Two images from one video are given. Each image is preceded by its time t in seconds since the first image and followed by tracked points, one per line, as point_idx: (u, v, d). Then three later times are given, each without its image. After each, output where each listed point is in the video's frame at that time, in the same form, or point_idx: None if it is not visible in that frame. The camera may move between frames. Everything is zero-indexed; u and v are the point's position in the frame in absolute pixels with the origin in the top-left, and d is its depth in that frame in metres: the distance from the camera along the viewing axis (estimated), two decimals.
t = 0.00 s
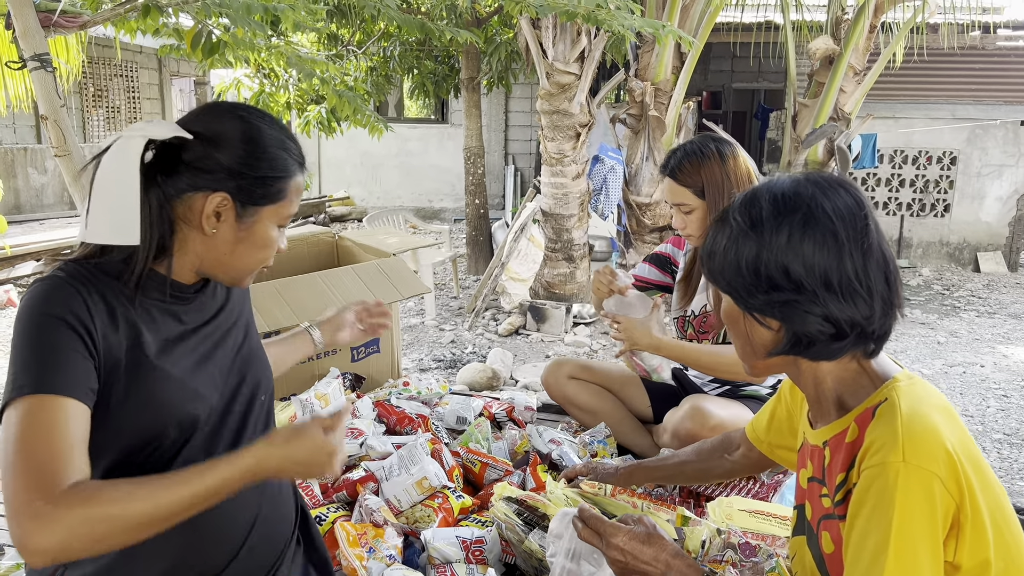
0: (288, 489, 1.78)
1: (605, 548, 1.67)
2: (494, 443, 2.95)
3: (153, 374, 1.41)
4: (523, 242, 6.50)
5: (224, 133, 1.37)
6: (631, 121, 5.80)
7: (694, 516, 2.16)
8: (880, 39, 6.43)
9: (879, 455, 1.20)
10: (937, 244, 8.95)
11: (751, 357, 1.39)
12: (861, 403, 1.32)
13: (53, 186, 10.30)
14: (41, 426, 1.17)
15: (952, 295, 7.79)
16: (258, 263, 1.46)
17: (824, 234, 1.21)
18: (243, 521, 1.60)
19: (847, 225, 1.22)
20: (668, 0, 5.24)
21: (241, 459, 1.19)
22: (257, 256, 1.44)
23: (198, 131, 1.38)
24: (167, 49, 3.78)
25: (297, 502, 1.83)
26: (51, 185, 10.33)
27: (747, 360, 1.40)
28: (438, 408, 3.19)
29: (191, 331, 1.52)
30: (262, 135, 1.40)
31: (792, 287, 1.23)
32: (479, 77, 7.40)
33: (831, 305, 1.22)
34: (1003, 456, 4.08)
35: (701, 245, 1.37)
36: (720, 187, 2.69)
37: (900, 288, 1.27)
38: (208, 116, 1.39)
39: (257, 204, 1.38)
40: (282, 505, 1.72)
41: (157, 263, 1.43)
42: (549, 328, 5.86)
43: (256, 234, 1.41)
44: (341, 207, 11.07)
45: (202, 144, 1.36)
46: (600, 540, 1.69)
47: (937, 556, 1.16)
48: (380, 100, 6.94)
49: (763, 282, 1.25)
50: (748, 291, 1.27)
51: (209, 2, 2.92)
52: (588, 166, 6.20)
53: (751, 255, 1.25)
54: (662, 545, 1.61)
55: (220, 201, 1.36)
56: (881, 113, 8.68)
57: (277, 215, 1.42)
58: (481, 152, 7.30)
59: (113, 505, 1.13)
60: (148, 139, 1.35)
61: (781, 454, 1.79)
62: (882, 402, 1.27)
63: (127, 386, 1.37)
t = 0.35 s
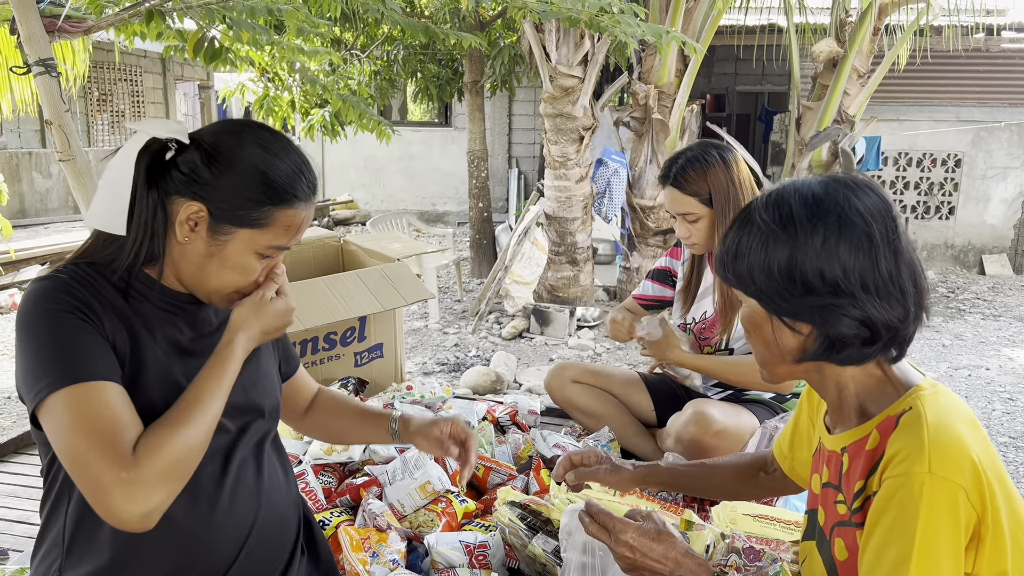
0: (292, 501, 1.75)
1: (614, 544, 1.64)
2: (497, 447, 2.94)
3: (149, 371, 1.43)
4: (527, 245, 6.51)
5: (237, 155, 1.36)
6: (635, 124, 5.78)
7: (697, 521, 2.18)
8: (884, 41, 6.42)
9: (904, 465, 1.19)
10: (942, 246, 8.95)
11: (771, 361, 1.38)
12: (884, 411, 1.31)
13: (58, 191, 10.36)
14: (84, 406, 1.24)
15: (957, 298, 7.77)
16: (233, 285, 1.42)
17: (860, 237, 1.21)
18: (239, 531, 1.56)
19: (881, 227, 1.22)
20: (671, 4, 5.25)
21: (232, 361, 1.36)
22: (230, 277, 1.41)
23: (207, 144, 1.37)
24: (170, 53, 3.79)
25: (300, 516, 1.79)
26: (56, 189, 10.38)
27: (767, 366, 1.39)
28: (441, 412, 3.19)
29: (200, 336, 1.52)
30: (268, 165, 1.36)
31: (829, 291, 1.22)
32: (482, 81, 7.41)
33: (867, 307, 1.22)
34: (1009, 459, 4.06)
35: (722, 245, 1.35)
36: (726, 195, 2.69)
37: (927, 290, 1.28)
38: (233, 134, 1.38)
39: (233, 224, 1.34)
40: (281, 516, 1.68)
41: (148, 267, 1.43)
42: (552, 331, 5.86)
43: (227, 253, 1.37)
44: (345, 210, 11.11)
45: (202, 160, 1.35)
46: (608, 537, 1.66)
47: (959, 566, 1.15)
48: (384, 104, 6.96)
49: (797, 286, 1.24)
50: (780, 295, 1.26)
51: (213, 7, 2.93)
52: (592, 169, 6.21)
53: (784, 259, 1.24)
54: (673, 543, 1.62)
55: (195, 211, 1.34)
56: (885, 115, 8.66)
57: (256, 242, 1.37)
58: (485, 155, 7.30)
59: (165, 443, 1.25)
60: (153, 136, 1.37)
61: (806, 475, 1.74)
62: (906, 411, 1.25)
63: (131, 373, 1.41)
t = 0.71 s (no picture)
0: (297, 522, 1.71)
1: (617, 545, 1.65)
2: (499, 451, 2.93)
3: (150, 379, 1.41)
4: (528, 248, 6.50)
5: (253, 165, 1.35)
6: (636, 127, 5.78)
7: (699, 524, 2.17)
8: (885, 43, 6.41)
9: (913, 470, 1.19)
10: (943, 248, 8.95)
11: (772, 366, 1.38)
12: (889, 416, 1.31)
13: (59, 196, 10.35)
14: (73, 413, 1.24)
15: (959, 299, 7.76)
16: (242, 294, 1.40)
17: (861, 243, 1.20)
18: (240, 544, 1.54)
19: (883, 233, 1.21)
20: (671, 7, 5.26)
21: (228, 383, 1.32)
22: (239, 287, 1.40)
23: (224, 152, 1.37)
24: (171, 58, 3.80)
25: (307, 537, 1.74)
26: (58, 194, 10.38)
27: (769, 370, 1.39)
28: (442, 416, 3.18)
29: (206, 346, 1.52)
30: (284, 177, 1.36)
31: (829, 298, 1.22)
32: (484, 84, 7.41)
33: (868, 315, 1.21)
34: (1011, 462, 4.06)
35: (723, 249, 1.35)
36: (726, 202, 2.69)
37: (932, 296, 1.27)
38: (254, 143, 1.38)
39: (244, 234, 1.34)
40: (284, 531, 1.65)
41: (160, 272, 1.43)
42: (554, 334, 5.85)
43: (236, 262, 1.37)
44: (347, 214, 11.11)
45: (217, 169, 1.35)
46: (610, 538, 1.66)
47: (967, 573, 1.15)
48: (386, 107, 6.97)
49: (797, 293, 1.23)
50: (780, 301, 1.26)
51: (215, 12, 2.94)
52: (593, 171, 6.20)
53: (785, 266, 1.24)
54: (676, 544, 1.61)
55: (206, 218, 1.34)
56: (886, 117, 8.65)
57: (266, 252, 1.37)
58: (486, 158, 7.30)
59: (153, 460, 1.23)
60: (173, 142, 1.39)
61: (797, 477, 1.74)
62: (914, 416, 1.26)
63: (135, 382, 1.40)
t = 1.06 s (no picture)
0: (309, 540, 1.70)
1: (619, 542, 1.65)
2: (499, 453, 2.93)
3: (177, 397, 1.42)
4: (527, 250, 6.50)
5: (285, 168, 1.36)
6: (635, 128, 5.78)
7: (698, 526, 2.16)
8: (884, 44, 6.41)
9: (912, 471, 1.19)
10: (943, 248, 8.95)
11: (773, 366, 1.39)
12: (888, 418, 1.31)
13: (58, 199, 10.36)
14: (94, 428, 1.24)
15: (959, 300, 7.76)
16: (283, 299, 1.40)
17: (858, 245, 1.20)
18: (250, 561, 1.53)
19: (881, 235, 1.21)
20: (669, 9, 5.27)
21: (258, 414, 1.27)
22: (280, 292, 1.39)
23: (253, 159, 1.37)
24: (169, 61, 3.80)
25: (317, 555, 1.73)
26: (57, 197, 10.39)
27: (770, 370, 1.39)
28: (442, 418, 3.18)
29: (236, 361, 1.54)
30: (316, 176, 1.36)
31: (824, 300, 1.22)
32: (482, 86, 7.42)
33: (861, 318, 1.21)
34: (1011, 462, 4.06)
35: (724, 249, 1.36)
36: (729, 202, 2.68)
37: (932, 299, 1.27)
38: (280, 145, 1.38)
39: (282, 237, 1.34)
40: (297, 547, 1.63)
41: (196, 283, 1.45)
42: (554, 336, 5.86)
43: (275, 267, 1.36)
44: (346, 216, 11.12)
45: (249, 175, 1.35)
46: (613, 534, 1.66)
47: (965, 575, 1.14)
48: (385, 109, 6.98)
49: (793, 294, 1.24)
50: (775, 302, 1.27)
51: (213, 15, 2.94)
52: (593, 173, 6.21)
53: (780, 267, 1.24)
54: (677, 541, 1.62)
55: (243, 225, 1.34)
56: (885, 118, 8.65)
57: (304, 254, 1.36)
58: (485, 160, 7.31)
59: (162, 485, 1.21)
60: (199, 153, 1.38)
61: (798, 479, 1.74)
62: (914, 417, 1.25)
63: (161, 393, 1.41)
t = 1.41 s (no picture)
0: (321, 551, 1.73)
1: (610, 547, 1.67)
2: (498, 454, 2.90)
3: (197, 405, 1.47)
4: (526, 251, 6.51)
5: (324, 177, 1.43)
6: (633, 129, 5.77)
7: (698, 527, 2.12)
8: (883, 44, 6.41)
9: (886, 456, 1.19)
10: (942, 248, 8.96)
11: (752, 360, 1.39)
12: (863, 408, 1.31)
13: (57, 202, 10.35)
14: (40, 437, 1.31)
15: (957, 299, 7.77)
16: (332, 305, 1.48)
17: (830, 241, 1.20)
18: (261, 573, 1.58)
19: (853, 233, 1.21)
20: (667, 10, 5.26)
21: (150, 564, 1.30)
22: (330, 299, 1.47)
23: (293, 170, 1.44)
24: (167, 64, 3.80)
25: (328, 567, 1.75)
26: (56, 200, 10.38)
27: (748, 365, 1.39)
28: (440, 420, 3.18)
29: (265, 370, 1.57)
30: (356, 182, 1.43)
31: (797, 292, 1.22)
32: (480, 87, 7.42)
33: (835, 310, 1.21)
34: (1011, 461, 4.06)
35: (703, 247, 1.36)
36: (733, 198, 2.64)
37: (906, 299, 1.26)
38: (315, 155, 1.45)
39: (330, 246, 1.42)
40: (306, 561, 1.66)
41: (239, 295, 1.51)
42: (553, 337, 5.87)
43: (326, 275, 1.45)
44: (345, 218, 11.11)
45: (291, 186, 1.42)
46: (604, 540, 1.69)
47: (946, 558, 1.14)
48: (383, 111, 6.98)
49: (767, 288, 1.24)
50: (751, 296, 1.27)
51: (210, 18, 2.94)
52: (591, 174, 6.21)
53: (755, 261, 1.24)
54: (669, 544, 1.64)
55: (292, 237, 1.42)
56: (883, 118, 8.65)
57: (351, 260, 1.45)
58: (484, 161, 7.30)
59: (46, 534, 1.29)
60: (238, 168, 1.43)
61: (777, 462, 1.75)
62: (887, 405, 1.26)
63: (182, 400, 1.46)
